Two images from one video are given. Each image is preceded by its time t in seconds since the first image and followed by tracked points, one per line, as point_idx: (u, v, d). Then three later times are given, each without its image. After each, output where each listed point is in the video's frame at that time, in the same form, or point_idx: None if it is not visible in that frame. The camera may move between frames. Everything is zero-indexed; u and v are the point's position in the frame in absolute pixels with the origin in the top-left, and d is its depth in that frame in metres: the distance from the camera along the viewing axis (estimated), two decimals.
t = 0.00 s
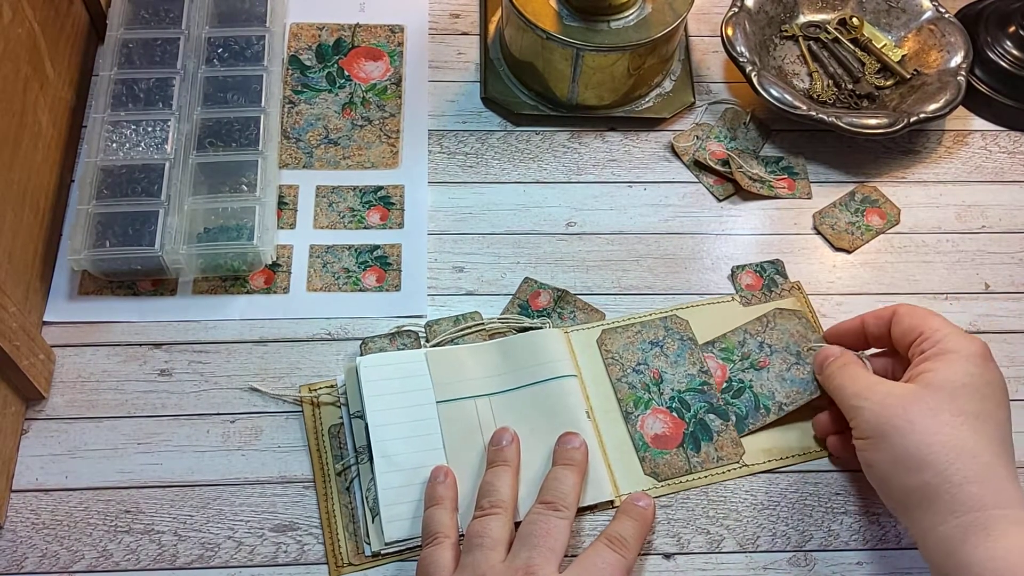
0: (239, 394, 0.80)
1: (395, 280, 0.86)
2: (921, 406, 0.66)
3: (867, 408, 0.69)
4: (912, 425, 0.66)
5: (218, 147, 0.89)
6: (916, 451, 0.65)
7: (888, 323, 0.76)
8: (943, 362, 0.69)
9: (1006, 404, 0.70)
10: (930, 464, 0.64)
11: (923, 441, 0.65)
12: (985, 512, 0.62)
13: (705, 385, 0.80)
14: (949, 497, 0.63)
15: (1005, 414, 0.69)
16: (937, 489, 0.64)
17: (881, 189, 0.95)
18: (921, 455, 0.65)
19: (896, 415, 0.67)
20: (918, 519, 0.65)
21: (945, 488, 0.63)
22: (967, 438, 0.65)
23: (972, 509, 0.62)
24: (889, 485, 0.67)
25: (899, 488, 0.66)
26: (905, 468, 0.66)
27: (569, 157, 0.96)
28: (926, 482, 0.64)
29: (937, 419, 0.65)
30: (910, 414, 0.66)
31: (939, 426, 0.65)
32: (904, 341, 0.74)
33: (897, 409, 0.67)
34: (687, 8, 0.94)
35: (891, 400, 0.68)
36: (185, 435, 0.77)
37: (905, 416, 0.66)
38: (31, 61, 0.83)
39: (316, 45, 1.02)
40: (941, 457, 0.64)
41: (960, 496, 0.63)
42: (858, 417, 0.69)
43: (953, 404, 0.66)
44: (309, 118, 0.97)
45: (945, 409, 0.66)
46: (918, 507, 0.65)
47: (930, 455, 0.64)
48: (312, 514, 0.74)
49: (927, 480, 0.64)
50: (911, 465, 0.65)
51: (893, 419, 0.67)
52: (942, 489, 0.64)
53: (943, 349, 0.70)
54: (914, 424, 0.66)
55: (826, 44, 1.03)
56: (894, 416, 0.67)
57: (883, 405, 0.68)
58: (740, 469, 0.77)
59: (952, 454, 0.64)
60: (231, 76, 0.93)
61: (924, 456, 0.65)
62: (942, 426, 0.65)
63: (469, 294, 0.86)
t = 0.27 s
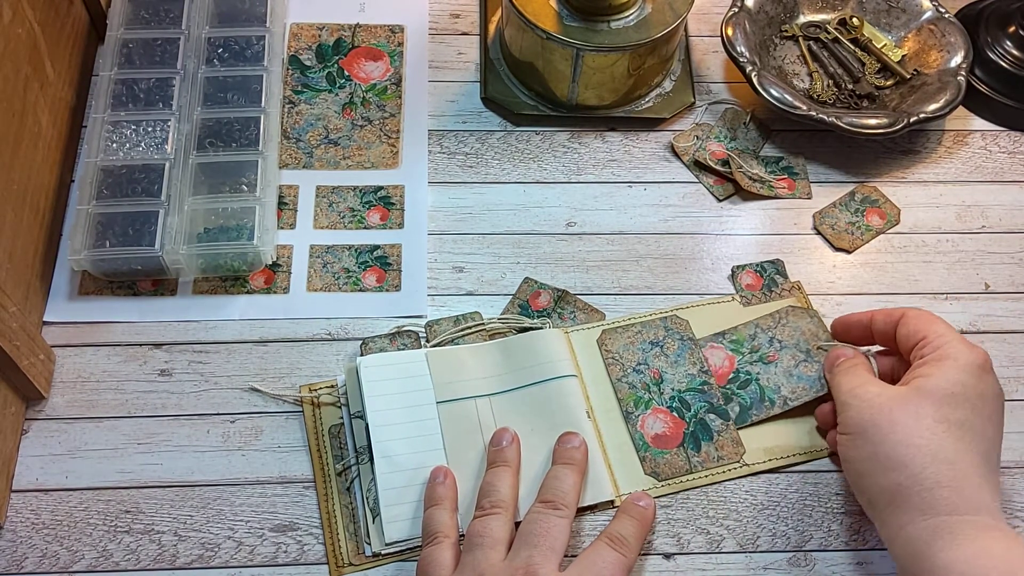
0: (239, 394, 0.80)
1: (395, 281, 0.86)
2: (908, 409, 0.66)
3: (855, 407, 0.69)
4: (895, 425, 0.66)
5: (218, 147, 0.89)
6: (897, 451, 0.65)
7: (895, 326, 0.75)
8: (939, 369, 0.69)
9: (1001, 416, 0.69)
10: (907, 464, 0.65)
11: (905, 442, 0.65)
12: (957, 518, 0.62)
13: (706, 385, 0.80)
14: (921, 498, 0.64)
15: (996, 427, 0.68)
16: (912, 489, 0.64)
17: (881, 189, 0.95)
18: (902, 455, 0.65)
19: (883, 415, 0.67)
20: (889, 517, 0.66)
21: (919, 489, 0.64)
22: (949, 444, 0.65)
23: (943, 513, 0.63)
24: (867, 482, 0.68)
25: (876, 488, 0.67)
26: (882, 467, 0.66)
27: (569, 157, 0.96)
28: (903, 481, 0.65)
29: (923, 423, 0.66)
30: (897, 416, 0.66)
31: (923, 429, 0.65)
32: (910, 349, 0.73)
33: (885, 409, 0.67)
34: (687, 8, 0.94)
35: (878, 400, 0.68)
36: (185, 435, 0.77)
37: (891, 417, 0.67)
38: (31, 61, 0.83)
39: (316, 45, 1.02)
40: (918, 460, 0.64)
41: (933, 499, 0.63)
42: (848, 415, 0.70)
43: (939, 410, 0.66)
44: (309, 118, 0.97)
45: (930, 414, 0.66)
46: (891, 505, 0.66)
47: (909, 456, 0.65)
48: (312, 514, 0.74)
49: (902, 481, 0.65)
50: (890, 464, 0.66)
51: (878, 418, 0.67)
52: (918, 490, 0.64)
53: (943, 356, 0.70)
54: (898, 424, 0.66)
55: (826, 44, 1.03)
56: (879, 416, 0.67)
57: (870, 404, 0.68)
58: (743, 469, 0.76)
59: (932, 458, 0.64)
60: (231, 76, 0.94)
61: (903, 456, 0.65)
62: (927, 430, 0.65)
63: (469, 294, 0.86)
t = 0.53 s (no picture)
0: (239, 394, 0.80)
1: (396, 281, 0.86)
2: (873, 429, 0.68)
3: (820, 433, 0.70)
4: (864, 447, 0.67)
5: (218, 147, 0.89)
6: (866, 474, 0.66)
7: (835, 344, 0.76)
8: (892, 385, 0.70)
9: (969, 427, 0.70)
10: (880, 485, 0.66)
11: (874, 464, 0.66)
12: (933, 536, 0.63)
13: (706, 385, 0.80)
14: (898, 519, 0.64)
15: (966, 438, 0.69)
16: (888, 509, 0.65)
17: (881, 189, 0.95)
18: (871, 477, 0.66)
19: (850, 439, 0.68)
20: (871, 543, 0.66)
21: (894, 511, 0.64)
22: (918, 461, 0.65)
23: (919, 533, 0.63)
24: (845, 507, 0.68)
25: (853, 513, 0.67)
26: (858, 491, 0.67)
27: (569, 157, 0.96)
28: (877, 503, 0.65)
29: (889, 443, 0.67)
30: (862, 438, 0.68)
31: (890, 449, 0.66)
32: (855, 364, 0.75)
33: (849, 433, 0.68)
34: (687, 8, 0.94)
35: (841, 423, 0.69)
36: (185, 435, 0.77)
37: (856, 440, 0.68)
38: (31, 61, 0.83)
39: (316, 45, 1.02)
40: (888, 481, 0.65)
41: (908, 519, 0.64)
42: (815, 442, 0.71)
43: (904, 427, 0.67)
44: (309, 118, 0.97)
45: (895, 433, 0.67)
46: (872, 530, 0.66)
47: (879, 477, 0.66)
48: (312, 514, 0.74)
49: (879, 505, 0.65)
50: (864, 487, 0.66)
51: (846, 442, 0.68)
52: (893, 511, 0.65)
53: (893, 372, 0.71)
54: (864, 446, 0.67)
55: (825, 44, 1.03)
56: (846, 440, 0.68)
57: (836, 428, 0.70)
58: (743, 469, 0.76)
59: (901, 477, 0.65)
60: (231, 76, 0.94)
61: (874, 478, 0.66)
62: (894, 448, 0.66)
63: (469, 294, 0.86)
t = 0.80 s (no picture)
0: (239, 394, 0.80)
1: (395, 280, 0.86)
2: (879, 430, 0.68)
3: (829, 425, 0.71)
4: (864, 446, 0.68)
5: (218, 146, 0.89)
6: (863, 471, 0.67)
7: (847, 356, 0.75)
8: (905, 393, 0.70)
9: (978, 442, 0.70)
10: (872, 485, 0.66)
11: (873, 463, 0.67)
12: (916, 541, 0.63)
13: (706, 385, 0.80)
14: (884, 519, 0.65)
15: (973, 452, 0.69)
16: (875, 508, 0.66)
17: (881, 190, 0.95)
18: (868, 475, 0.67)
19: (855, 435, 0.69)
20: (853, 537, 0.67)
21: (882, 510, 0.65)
22: (919, 467, 0.66)
23: (904, 535, 0.64)
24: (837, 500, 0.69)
25: (844, 508, 0.68)
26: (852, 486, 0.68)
27: (569, 157, 0.96)
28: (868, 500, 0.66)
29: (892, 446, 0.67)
30: (866, 437, 0.68)
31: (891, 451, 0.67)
32: (868, 375, 0.74)
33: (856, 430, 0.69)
34: (687, 8, 0.94)
35: (849, 421, 0.70)
36: (185, 435, 0.77)
37: (860, 438, 0.68)
38: (31, 61, 0.83)
39: (316, 45, 1.02)
40: (884, 481, 0.66)
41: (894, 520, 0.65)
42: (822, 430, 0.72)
43: (910, 432, 0.67)
44: (309, 118, 0.97)
45: (901, 437, 0.67)
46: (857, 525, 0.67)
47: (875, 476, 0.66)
48: (312, 514, 0.74)
49: (867, 502, 0.66)
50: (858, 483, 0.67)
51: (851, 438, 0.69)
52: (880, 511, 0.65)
53: (908, 380, 0.71)
54: (868, 444, 0.68)
55: (825, 44, 1.03)
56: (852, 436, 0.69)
57: (844, 424, 0.70)
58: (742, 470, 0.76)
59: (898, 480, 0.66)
60: (231, 76, 0.94)
61: (869, 476, 0.67)
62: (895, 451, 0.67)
63: (469, 294, 0.86)
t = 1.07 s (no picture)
0: (239, 394, 0.80)
1: (395, 280, 0.86)
2: (850, 447, 0.68)
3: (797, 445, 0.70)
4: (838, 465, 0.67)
5: (218, 146, 0.89)
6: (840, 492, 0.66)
7: (812, 373, 0.76)
8: (871, 406, 0.70)
9: (951, 447, 0.70)
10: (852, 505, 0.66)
11: (849, 481, 0.66)
12: (904, 557, 0.63)
13: (705, 385, 0.80)
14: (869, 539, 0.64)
15: (946, 458, 0.69)
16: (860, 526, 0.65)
17: (881, 190, 0.95)
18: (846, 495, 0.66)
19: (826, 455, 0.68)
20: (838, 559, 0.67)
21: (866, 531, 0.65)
22: (894, 482, 0.66)
23: (891, 555, 0.63)
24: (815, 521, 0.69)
25: (824, 528, 0.68)
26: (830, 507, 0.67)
27: (569, 157, 0.96)
28: (849, 521, 0.66)
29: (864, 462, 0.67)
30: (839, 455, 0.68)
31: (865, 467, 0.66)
32: (833, 392, 0.74)
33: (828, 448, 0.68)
34: (687, 8, 0.94)
35: (817, 440, 0.69)
36: (185, 435, 0.77)
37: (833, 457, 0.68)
38: (31, 61, 0.83)
39: (316, 45, 1.02)
40: (861, 501, 0.65)
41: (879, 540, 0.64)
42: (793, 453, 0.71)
43: (881, 447, 0.67)
44: (309, 118, 0.97)
45: (873, 452, 0.67)
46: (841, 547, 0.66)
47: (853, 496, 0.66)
48: (312, 514, 0.74)
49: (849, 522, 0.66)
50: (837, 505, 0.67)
51: (823, 457, 0.68)
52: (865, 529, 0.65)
53: (872, 392, 0.71)
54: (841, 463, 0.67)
55: (825, 44, 1.03)
56: (824, 456, 0.68)
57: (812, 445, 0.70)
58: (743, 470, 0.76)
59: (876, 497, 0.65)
60: (231, 76, 0.94)
61: (848, 496, 0.66)
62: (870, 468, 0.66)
63: (469, 294, 0.86)
